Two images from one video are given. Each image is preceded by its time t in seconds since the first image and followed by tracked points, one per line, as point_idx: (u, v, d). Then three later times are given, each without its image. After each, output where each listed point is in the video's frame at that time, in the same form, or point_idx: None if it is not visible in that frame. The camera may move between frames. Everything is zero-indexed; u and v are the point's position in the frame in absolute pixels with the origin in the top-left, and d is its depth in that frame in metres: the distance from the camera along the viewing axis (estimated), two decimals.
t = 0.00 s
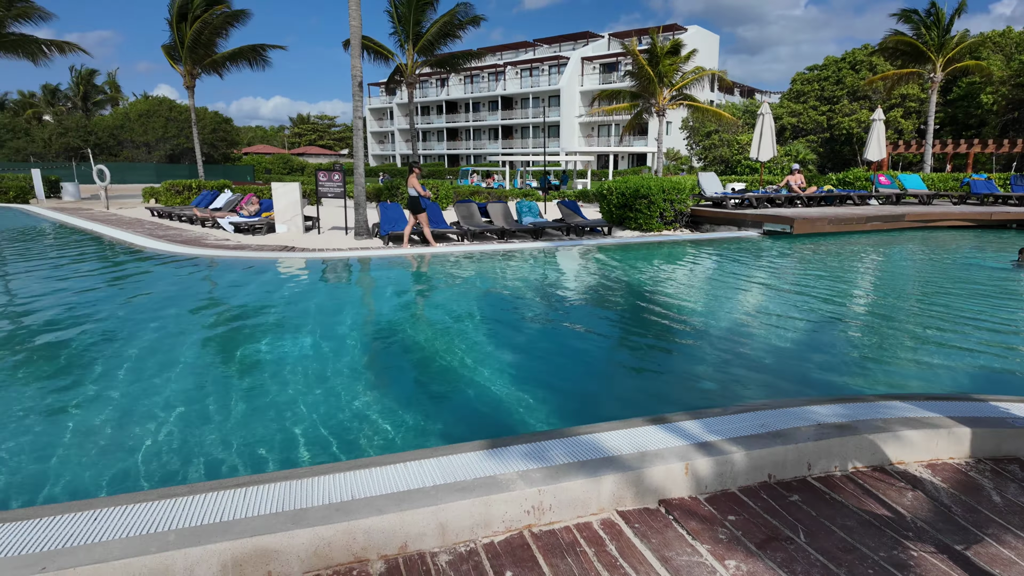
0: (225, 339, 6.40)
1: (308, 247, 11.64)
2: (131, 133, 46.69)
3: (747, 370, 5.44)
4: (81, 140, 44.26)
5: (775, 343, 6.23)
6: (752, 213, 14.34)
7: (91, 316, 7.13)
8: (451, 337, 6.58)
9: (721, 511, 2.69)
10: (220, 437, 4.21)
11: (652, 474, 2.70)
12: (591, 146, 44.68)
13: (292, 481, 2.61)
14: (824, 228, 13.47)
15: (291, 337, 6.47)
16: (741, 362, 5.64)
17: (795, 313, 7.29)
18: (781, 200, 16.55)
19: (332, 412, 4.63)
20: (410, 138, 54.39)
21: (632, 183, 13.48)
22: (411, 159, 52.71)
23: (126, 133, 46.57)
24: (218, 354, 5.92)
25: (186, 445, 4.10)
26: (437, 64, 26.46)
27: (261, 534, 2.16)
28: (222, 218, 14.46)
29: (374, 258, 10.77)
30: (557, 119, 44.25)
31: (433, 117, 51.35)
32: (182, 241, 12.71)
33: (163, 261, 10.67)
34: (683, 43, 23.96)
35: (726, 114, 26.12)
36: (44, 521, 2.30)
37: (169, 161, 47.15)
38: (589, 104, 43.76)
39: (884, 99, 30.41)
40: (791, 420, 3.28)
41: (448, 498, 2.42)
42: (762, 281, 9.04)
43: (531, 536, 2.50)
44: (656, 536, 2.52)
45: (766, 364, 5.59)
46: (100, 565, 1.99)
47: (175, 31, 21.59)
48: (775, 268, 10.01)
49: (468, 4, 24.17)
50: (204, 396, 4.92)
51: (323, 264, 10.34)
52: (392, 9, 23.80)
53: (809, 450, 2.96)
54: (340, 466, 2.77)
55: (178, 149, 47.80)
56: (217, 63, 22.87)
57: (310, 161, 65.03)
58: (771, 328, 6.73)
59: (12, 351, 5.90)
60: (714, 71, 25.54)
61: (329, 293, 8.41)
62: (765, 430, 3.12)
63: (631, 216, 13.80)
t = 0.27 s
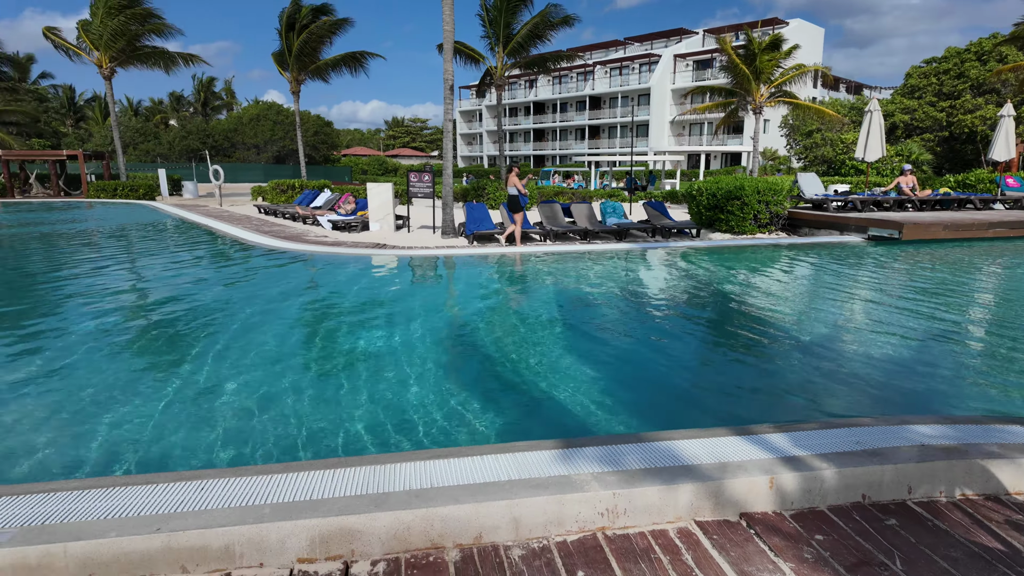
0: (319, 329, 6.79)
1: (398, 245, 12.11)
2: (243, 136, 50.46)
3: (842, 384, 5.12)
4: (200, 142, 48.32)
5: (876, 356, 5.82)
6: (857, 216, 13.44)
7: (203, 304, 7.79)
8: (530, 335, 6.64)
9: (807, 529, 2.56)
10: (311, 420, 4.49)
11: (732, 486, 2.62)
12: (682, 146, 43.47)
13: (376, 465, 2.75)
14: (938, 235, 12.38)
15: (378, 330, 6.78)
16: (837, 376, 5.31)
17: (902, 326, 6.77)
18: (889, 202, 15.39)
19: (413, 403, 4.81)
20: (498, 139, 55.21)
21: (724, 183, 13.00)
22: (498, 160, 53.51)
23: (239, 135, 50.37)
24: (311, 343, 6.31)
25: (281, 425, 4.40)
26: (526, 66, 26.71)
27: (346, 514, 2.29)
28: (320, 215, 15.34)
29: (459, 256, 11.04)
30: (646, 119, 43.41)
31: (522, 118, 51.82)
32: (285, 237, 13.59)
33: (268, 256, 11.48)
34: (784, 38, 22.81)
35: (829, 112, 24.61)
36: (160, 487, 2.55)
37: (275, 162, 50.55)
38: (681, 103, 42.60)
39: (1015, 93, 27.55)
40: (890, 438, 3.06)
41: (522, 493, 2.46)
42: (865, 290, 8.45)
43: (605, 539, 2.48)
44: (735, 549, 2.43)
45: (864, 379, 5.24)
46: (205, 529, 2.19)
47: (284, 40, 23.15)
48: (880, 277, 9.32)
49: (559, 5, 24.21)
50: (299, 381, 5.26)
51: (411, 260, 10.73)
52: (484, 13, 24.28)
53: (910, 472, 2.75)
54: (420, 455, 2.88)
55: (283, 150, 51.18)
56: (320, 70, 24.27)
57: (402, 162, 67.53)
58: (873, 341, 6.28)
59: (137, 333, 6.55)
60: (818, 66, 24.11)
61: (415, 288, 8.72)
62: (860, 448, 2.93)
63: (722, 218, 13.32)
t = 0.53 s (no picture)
0: (400, 325, 7.06)
1: (479, 244, 12.34)
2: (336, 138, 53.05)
3: (946, 402, 4.74)
4: (297, 144, 51.29)
5: (987, 373, 5.34)
6: (970, 221, 12.37)
7: (296, 297, 8.29)
8: (605, 337, 6.61)
9: (901, 553, 2.41)
10: (390, 410, 4.69)
11: (817, 501, 2.51)
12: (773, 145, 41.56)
13: (454, 456, 2.84)
14: None
15: (455, 327, 6.96)
16: (940, 392, 4.92)
17: (1019, 342, 6.16)
18: (1009, 206, 14.05)
19: (487, 399, 4.91)
20: (580, 140, 54.95)
21: (821, 184, 12.32)
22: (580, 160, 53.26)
23: (333, 137, 53.00)
24: (393, 337, 6.57)
25: (362, 413, 4.62)
26: (610, 66, 26.46)
27: (425, 500, 2.38)
28: (405, 214, 15.88)
29: (537, 256, 11.12)
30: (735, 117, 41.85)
31: (605, 119, 51.29)
32: (373, 234, 14.19)
33: (356, 252, 12.03)
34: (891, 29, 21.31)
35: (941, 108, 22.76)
36: (257, 464, 2.76)
37: (365, 163, 52.80)
38: (773, 101, 40.74)
39: None
40: (1000, 462, 2.82)
41: (596, 493, 2.46)
42: (977, 302, 7.75)
43: (680, 545, 2.44)
44: (820, 566, 2.33)
45: (971, 397, 4.83)
46: (297, 504, 2.34)
47: (376, 45, 24.17)
48: (996, 288, 8.52)
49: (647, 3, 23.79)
50: (380, 373, 5.50)
51: (490, 259, 10.91)
52: (569, 13, 24.26)
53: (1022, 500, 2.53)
54: (495, 449, 2.95)
55: (373, 152, 53.36)
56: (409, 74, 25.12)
57: (485, 162, 68.63)
58: (985, 356, 5.76)
59: (238, 323, 7.06)
60: (930, 59, 22.34)
61: (493, 287, 8.87)
62: (964, 470, 2.72)
63: (816, 222, 12.66)
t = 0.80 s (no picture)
0: (471, 322, 7.19)
1: (550, 243, 12.35)
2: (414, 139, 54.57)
3: None
4: (377, 145, 53.20)
5: None
6: None
7: (373, 293, 8.62)
8: (676, 340, 6.47)
9: None
10: (460, 404, 4.79)
11: (905, 520, 2.37)
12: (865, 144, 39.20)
13: (523, 451, 2.88)
14: None
15: (525, 325, 7.02)
16: None
17: None
18: None
19: (555, 398, 4.93)
20: (656, 139, 53.87)
21: (918, 186, 11.50)
22: (655, 160, 52.25)
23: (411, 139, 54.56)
24: (464, 334, 6.70)
25: (433, 406, 4.75)
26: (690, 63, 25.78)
27: (494, 493, 2.43)
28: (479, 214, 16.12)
29: (609, 257, 11.00)
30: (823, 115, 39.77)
31: (682, 118, 50.03)
32: (447, 233, 14.50)
33: (430, 251, 12.34)
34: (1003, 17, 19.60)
35: None
36: (337, 448, 2.91)
37: (441, 163, 54.02)
38: (866, 97, 38.42)
39: None
40: None
41: (666, 497, 2.44)
42: None
43: (753, 556, 2.36)
44: None
45: None
46: (373, 489, 2.45)
47: (455, 48, 24.69)
48: None
49: None
50: (451, 368, 5.62)
51: (562, 259, 10.91)
52: (649, 11, 23.86)
53: None
54: (565, 447, 2.97)
55: (448, 153, 54.51)
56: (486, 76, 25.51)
57: (558, 162, 68.54)
58: None
59: (318, 316, 7.41)
60: None
61: (563, 287, 8.87)
62: None
63: (913, 226, 11.85)
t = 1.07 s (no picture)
0: (533, 320, 7.22)
1: (615, 244, 12.21)
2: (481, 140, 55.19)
3: None
4: (445, 146, 54.22)
5: None
6: None
7: (438, 291, 8.80)
8: (745, 344, 6.27)
9: None
10: (522, 402, 4.83)
11: (996, 544, 2.21)
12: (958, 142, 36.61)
13: (585, 451, 2.88)
14: None
15: (587, 326, 6.99)
16: None
17: None
18: None
19: (618, 399, 4.89)
20: (728, 138, 52.21)
21: (1017, 188, 10.64)
22: (726, 160, 50.68)
23: (478, 139, 55.22)
24: (526, 333, 6.74)
25: (496, 403, 4.81)
26: (766, 59, 24.84)
27: (555, 490, 2.44)
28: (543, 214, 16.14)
29: (676, 258, 10.76)
30: (912, 112, 37.41)
31: (757, 116, 48.24)
32: (511, 233, 14.59)
33: (494, 249, 12.45)
34: None
35: None
36: (404, 438, 3.00)
37: (506, 164, 54.37)
38: (961, 92, 35.85)
39: None
40: None
41: (732, 504, 2.37)
42: None
43: (824, 571, 2.27)
44: None
45: None
46: (438, 479, 2.52)
47: (523, 49, 24.82)
48: None
49: None
50: (514, 366, 5.68)
51: (626, 260, 10.77)
52: (723, 6, 23.17)
53: None
54: (628, 448, 2.95)
55: (514, 153, 54.79)
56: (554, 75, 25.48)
57: (624, 162, 67.60)
58: None
59: (386, 312, 7.63)
60: None
61: (627, 288, 8.76)
62: None
63: (1010, 231, 10.98)
